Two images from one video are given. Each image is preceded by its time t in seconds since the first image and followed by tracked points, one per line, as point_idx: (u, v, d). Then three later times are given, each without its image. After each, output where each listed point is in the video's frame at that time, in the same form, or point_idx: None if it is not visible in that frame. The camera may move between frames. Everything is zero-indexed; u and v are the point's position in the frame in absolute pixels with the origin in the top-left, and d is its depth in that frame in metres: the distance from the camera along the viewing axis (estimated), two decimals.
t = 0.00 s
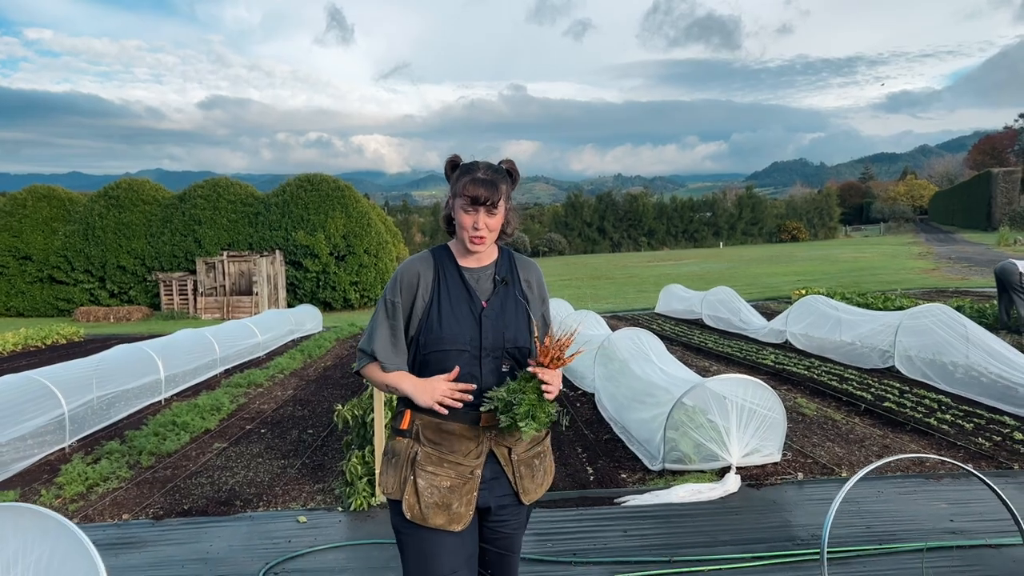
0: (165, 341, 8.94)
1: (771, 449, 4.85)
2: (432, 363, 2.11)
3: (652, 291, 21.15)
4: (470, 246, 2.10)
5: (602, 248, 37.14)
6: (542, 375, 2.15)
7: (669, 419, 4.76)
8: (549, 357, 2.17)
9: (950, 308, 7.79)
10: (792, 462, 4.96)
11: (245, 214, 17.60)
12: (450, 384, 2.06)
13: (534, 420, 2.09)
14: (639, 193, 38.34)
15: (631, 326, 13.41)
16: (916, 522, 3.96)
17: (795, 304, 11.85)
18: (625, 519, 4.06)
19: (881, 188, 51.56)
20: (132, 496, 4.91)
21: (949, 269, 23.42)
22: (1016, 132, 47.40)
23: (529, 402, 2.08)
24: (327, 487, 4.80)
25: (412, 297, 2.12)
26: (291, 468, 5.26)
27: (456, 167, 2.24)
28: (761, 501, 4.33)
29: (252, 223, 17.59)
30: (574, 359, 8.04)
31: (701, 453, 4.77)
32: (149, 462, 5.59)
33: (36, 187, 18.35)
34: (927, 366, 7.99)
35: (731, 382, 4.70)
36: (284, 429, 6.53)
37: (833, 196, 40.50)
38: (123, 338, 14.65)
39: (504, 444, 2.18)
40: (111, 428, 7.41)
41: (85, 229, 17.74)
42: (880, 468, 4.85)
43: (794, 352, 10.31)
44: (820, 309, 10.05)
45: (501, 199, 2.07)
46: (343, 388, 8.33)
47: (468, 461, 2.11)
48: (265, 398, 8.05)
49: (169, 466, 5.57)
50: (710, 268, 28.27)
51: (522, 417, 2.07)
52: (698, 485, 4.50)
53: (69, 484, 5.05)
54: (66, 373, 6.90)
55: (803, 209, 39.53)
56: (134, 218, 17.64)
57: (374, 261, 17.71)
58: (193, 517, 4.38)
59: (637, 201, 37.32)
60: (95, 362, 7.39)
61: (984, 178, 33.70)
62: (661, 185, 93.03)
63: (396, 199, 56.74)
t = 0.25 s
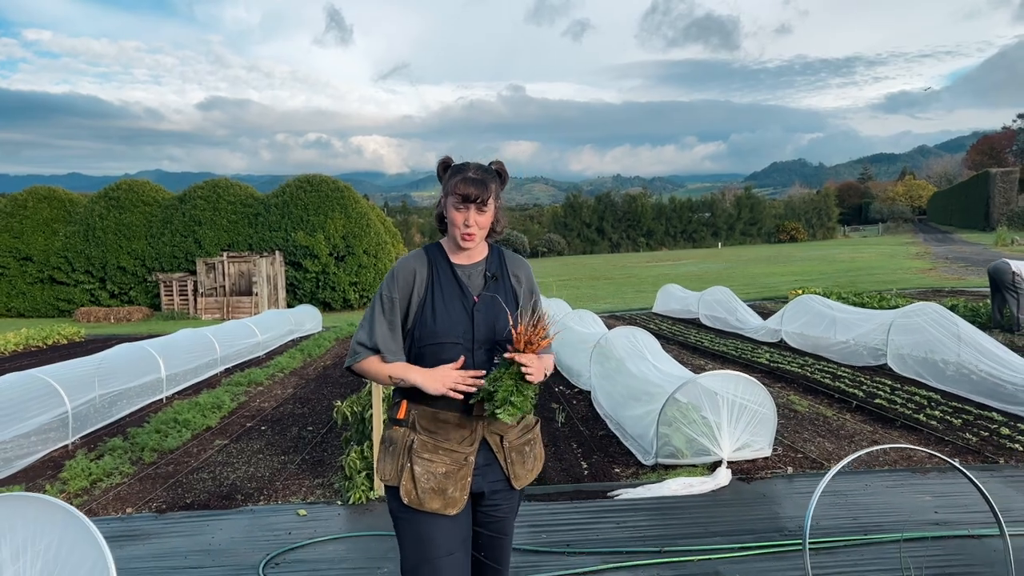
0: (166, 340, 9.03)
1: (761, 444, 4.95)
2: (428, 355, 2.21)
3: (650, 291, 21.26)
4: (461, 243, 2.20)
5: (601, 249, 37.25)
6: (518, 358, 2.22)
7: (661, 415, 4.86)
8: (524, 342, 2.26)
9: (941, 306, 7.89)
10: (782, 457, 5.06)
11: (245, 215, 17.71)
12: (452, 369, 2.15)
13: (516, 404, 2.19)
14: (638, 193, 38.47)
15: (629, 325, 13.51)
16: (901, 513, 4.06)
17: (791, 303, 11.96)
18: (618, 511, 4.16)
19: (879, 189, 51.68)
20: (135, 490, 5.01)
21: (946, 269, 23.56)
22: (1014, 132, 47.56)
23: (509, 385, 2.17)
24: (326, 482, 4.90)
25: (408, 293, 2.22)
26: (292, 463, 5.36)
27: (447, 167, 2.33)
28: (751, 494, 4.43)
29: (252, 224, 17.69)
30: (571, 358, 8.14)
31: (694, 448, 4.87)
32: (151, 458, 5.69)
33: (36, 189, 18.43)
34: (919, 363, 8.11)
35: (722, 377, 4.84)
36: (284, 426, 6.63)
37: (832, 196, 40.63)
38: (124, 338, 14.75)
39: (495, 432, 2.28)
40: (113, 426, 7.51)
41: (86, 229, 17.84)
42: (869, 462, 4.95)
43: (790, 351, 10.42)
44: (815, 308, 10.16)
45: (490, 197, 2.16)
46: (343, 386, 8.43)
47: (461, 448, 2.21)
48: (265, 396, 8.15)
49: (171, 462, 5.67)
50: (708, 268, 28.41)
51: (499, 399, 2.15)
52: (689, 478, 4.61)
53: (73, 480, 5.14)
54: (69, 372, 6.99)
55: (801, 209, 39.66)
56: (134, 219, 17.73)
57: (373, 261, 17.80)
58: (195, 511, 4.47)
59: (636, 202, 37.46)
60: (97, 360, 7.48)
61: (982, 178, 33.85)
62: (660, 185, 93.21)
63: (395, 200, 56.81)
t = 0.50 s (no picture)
0: (167, 337, 9.12)
1: (753, 437, 5.05)
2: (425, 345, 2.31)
3: (649, 291, 21.36)
4: (455, 235, 2.30)
5: (600, 248, 37.33)
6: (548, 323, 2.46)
7: (655, 409, 4.96)
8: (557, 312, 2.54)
9: (933, 304, 8.00)
10: (774, 449, 5.16)
11: (245, 214, 17.80)
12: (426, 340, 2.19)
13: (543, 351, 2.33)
14: (637, 193, 38.59)
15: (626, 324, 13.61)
16: (888, 503, 4.16)
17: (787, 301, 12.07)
18: (611, 501, 4.27)
19: (878, 189, 51.76)
20: (139, 482, 5.11)
21: (943, 268, 23.69)
22: (1012, 133, 47.68)
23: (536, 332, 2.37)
24: (326, 474, 4.99)
25: (405, 286, 2.32)
26: (292, 457, 5.46)
27: (440, 164, 2.44)
28: (742, 485, 4.53)
29: (251, 223, 17.78)
30: (568, 356, 8.26)
31: (686, 441, 4.97)
32: (154, 452, 5.78)
33: (37, 188, 18.51)
34: (911, 360, 8.22)
35: (712, 371, 4.94)
36: (284, 421, 6.73)
37: (830, 196, 40.75)
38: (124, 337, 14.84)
39: (490, 417, 2.39)
40: (116, 422, 7.60)
41: (86, 229, 17.92)
42: (857, 454, 5.06)
43: (785, 349, 10.52)
44: (810, 306, 10.27)
45: (482, 190, 2.28)
46: (342, 383, 8.54)
47: (458, 432, 2.32)
48: (266, 393, 8.26)
49: (173, 456, 5.77)
50: (706, 268, 28.52)
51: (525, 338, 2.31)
52: (682, 470, 4.71)
53: (78, 472, 5.24)
54: (72, 368, 7.08)
55: (800, 209, 39.78)
56: (134, 218, 17.82)
57: (372, 261, 17.88)
58: (198, 502, 4.57)
59: (635, 202, 37.59)
60: (100, 357, 7.57)
61: (980, 178, 33.98)
62: (660, 185, 93.31)
63: (394, 200, 56.83)
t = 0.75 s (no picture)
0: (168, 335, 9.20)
1: (746, 432, 5.15)
2: (426, 341, 2.39)
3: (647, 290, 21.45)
4: (456, 235, 2.39)
5: (600, 248, 37.41)
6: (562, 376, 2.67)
7: (651, 405, 5.05)
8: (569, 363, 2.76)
9: (927, 302, 8.09)
10: (767, 444, 5.26)
11: (245, 214, 17.89)
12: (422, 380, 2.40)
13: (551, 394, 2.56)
14: (636, 193, 38.68)
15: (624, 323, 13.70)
16: (877, 496, 4.25)
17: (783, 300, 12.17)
18: (606, 494, 4.36)
19: (878, 189, 51.80)
20: (143, 477, 5.20)
21: (940, 268, 23.80)
22: (1011, 133, 47.79)
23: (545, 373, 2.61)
24: (328, 469, 5.08)
25: (406, 283, 2.39)
26: (294, 452, 5.55)
27: (438, 166, 2.51)
28: (735, 479, 4.62)
29: (251, 223, 17.87)
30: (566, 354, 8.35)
31: (681, 436, 5.06)
32: (157, 447, 5.87)
33: (38, 187, 18.59)
34: (905, 358, 8.32)
35: (707, 368, 5.02)
36: (286, 418, 6.82)
37: (829, 196, 40.85)
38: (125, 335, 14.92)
39: (488, 409, 2.48)
40: (118, 419, 7.68)
41: (87, 228, 18.01)
42: (849, 449, 5.16)
43: (781, 347, 10.62)
44: (807, 306, 10.36)
45: (481, 192, 2.37)
46: (343, 381, 8.62)
47: (457, 423, 2.41)
48: (267, 390, 8.35)
49: (176, 451, 5.86)
50: (705, 267, 28.61)
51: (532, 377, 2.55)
52: (677, 464, 4.80)
53: (82, 467, 5.33)
54: (75, 365, 7.17)
55: (799, 209, 39.87)
56: (135, 217, 17.90)
57: (372, 260, 17.96)
58: (201, 495, 4.66)
59: (634, 201, 37.71)
60: (103, 355, 7.66)
61: (979, 178, 34.08)
62: (660, 185, 93.40)
63: (394, 201, 56.91)
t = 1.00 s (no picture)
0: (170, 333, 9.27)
1: (741, 427, 5.23)
2: (427, 333, 2.47)
3: (646, 289, 21.53)
4: (459, 233, 2.47)
5: (599, 248, 37.48)
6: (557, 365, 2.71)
7: (647, 400, 5.13)
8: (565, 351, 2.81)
9: (922, 301, 8.17)
10: (762, 439, 5.34)
11: (245, 213, 17.96)
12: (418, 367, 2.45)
13: (539, 380, 2.58)
14: (636, 192, 38.77)
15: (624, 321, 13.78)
16: (869, 489, 4.33)
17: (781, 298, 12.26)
18: (603, 487, 4.43)
19: (878, 189, 51.82)
20: (147, 471, 5.28)
21: (938, 267, 23.89)
22: (1011, 133, 47.88)
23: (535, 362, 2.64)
24: (329, 463, 5.16)
25: (408, 279, 2.46)
26: (295, 447, 5.62)
27: (441, 163, 2.58)
28: (729, 472, 4.70)
29: (252, 221, 17.94)
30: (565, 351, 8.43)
31: (677, 431, 5.14)
32: (161, 442, 5.95)
33: (39, 186, 18.67)
34: (900, 356, 8.41)
35: (702, 363, 5.12)
36: (287, 414, 6.89)
37: (828, 195, 40.94)
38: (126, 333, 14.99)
39: (487, 400, 2.56)
40: (121, 415, 7.75)
41: (88, 227, 18.07)
42: (842, 444, 5.24)
43: (778, 345, 10.70)
44: (804, 304, 10.45)
45: (486, 194, 2.44)
46: (343, 378, 8.70)
47: (458, 413, 2.48)
48: (268, 387, 8.43)
49: (179, 446, 5.94)
50: (704, 266, 28.70)
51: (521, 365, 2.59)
52: (672, 458, 4.88)
53: (87, 461, 5.41)
54: (78, 362, 7.24)
55: (799, 209, 39.95)
56: (135, 216, 17.97)
57: (372, 259, 18.03)
58: (205, 488, 4.74)
59: (633, 201, 37.79)
60: (105, 352, 7.73)
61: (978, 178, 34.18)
62: (659, 185, 93.47)
63: (394, 200, 56.98)
